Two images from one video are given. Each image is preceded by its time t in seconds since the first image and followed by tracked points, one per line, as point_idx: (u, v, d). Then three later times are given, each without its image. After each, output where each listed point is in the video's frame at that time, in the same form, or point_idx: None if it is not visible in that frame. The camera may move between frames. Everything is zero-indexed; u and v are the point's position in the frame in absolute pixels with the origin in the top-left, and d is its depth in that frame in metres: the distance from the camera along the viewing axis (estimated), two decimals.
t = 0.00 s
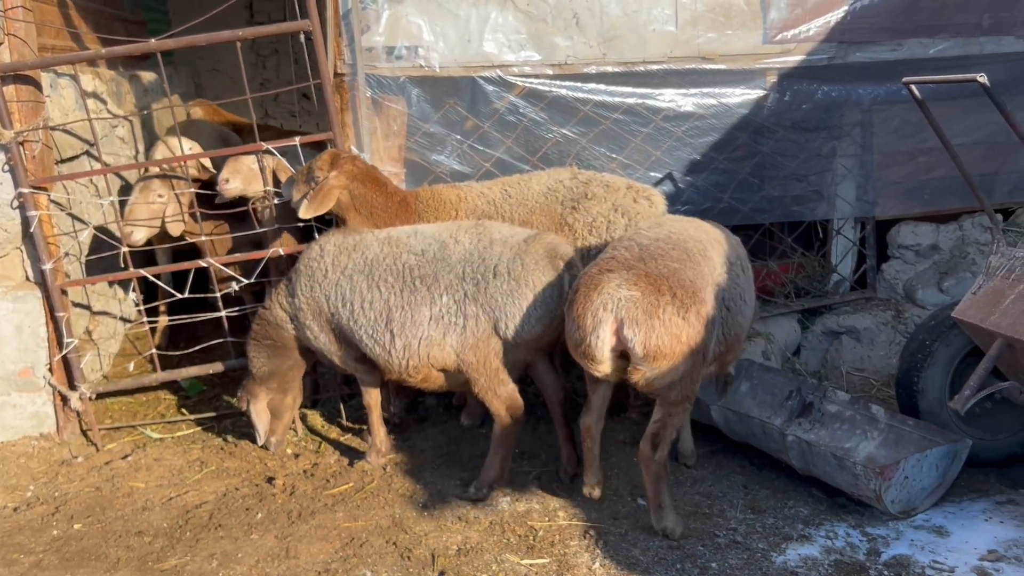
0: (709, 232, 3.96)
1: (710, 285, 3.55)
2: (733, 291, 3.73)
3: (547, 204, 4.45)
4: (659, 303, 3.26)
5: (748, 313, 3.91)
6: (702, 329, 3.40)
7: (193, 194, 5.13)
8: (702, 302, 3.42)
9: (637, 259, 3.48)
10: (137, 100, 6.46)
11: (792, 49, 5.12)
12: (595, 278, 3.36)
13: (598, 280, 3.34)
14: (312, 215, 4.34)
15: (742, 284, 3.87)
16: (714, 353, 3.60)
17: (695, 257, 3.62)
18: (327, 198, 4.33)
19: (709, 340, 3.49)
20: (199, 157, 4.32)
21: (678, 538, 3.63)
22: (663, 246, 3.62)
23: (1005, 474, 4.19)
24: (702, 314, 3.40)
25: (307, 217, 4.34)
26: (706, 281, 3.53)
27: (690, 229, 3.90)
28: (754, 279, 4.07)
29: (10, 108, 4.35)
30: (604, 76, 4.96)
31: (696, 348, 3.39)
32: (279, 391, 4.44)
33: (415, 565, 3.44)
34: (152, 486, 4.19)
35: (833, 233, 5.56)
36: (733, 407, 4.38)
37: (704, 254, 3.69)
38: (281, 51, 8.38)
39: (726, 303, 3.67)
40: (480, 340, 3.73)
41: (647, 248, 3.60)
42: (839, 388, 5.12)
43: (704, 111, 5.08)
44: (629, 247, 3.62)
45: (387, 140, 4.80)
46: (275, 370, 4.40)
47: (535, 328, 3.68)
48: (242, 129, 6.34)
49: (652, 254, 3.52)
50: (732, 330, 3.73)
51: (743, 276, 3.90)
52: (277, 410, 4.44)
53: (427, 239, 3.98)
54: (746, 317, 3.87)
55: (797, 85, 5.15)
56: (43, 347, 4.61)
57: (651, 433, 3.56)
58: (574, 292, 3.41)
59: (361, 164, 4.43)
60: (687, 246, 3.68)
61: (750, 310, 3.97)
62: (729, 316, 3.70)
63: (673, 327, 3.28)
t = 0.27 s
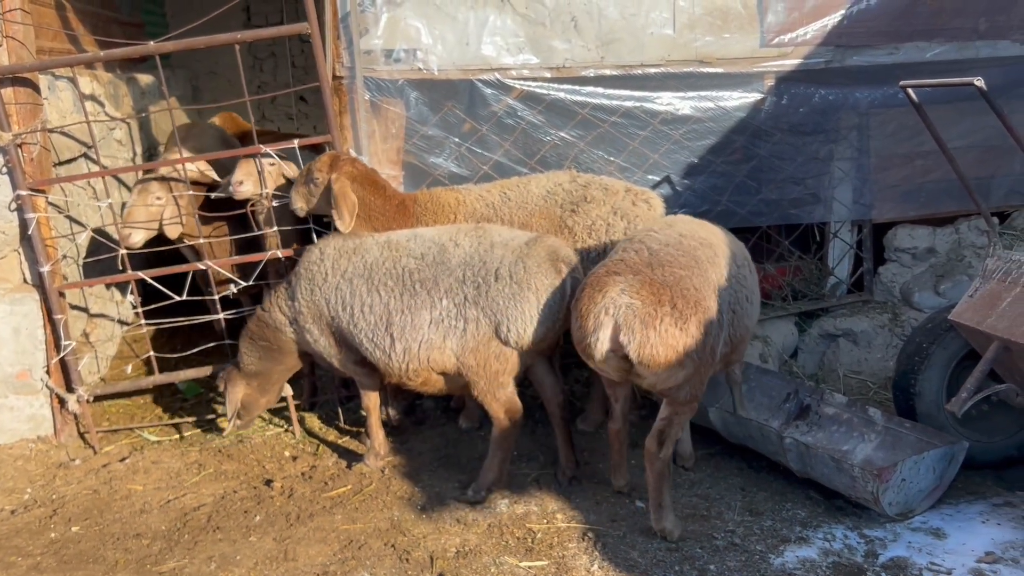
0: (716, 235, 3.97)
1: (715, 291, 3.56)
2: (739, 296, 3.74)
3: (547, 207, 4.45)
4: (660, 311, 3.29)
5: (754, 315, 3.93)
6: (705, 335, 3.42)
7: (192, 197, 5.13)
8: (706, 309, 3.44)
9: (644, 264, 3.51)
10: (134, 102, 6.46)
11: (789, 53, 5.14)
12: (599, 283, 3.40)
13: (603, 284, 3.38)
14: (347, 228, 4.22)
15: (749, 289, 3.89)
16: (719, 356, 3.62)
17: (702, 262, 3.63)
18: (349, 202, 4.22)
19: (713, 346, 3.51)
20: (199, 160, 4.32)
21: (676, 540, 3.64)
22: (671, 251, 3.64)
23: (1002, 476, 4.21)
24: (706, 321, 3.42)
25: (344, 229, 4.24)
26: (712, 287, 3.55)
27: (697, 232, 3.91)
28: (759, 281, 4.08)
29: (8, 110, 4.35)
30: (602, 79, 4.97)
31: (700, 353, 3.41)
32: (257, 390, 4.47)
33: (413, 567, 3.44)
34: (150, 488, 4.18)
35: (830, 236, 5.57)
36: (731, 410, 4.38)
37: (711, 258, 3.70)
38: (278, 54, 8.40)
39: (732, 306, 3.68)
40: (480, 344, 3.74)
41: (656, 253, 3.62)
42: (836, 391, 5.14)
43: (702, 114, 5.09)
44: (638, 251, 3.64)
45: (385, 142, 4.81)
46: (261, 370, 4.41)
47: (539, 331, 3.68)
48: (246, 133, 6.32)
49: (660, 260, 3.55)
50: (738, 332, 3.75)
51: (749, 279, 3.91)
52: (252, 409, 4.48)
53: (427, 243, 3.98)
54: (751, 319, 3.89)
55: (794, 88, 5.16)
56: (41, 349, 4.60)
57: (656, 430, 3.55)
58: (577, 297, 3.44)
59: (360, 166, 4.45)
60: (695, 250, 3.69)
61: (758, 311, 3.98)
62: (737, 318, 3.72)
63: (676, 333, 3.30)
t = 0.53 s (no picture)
0: (710, 231, 3.97)
1: (708, 286, 3.55)
2: (734, 292, 3.74)
3: (547, 209, 4.45)
4: (648, 308, 3.28)
5: (752, 313, 3.93)
6: (699, 331, 3.41)
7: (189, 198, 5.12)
8: (699, 305, 3.43)
9: (633, 264, 3.52)
10: (132, 104, 6.46)
11: (786, 55, 5.15)
12: (589, 285, 3.43)
13: (593, 286, 3.41)
14: (343, 230, 4.28)
15: (745, 285, 3.89)
16: (717, 353, 3.61)
17: (696, 259, 3.63)
18: (344, 201, 4.27)
19: (709, 342, 3.50)
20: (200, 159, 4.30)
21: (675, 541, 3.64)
22: (661, 249, 3.64)
23: (999, 478, 4.21)
24: (700, 317, 3.42)
25: (340, 231, 4.26)
26: (704, 283, 3.54)
27: (692, 229, 3.91)
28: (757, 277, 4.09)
29: (6, 111, 4.34)
30: (600, 81, 4.98)
31: (694, 349, 3.40)
32: (219, 352, 4.51)
33: (411, 570, 3.43)
34: (147, 491, 4.17)
35: (828, 238, 5.55)
36: (728, 411, 4.38)
37: (706, 255, 3.70)
38: (276, 56, 8.40)
39: (726, 300, 3.66)
40: (481, 347, 3.73)
41: (644, 253, 3.63)
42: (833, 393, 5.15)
43: (700, 116, 5.10)
44: (631, 250, 3.65)
45: (384, 144, 4.81)
46: (233, 340, 4.43)
47: (538, 334, 3.66)
48: (257, 139, 6.25)
49: (649, 259, 3.55)
50: (736, 328, 3.75)
51: (745, 276, 3.91)
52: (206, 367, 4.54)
53: (429, 246, 3.98)
54: (749, 317, 3.88)
55: (792, 90, 5.17)
56: (38, 350, 4.59)
57: (655, 428, 3.54)
58: (571, 301, 3.48)
59: (360, 167, 4.46)
60: (688, 249, 3.69)
61: (754, 307, 3.96)
62: (731, 313, 3.70)
63: (666, 329, 3.28)
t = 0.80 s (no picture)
0: (710, 231, 3.97)
1: (706, 288, 3.56)
2: (733, 294, 3.74)
3: (547, 210, 4.45)
4: (648, 308, 3.28)
5: (750, 314, 3.93)
6: (696, 333, 3.42)
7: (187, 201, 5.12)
8: (696, 306, 3.43)
9: (633, 262, 3.51)
10: (129, 105, 6.45)
11: (784, 57, 5.16)
12: (589, 281, 3.40)
13: (593, 282, 3.38)
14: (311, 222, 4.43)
15: (744, 287, 3.89)
16: (712, 353, 3.62)
17: (696, 261, 3.63)
18: (329, 204, 4.39)
19: (705, 343, 3.51)
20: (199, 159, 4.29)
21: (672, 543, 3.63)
22: (660, 249, 3.63)
23: (996, 480, 4.22)
24: (697, 318, 3.42)
25: (309, 226, 4.42)
26: (701, 285, 3.54)
27: (691, 229, 3.90)
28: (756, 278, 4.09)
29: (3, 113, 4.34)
30: (598, 82, 4.98)
31: (690, 350, 3.41)
32: (202, 326, 4.49)
33: (409, 571, 3.43)
34: (144, 493, 4.17)
35: (825, 240, 5.58)
36: (726, 412, 4.38)
37: (705, 257, 3.70)
38: (273, 58, 8.40)
39: (724, 302, 3.67)
40: (481, 349, 3.73)
41: (645, 251, 3.62)
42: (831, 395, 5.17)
43: (697, 118, 5.10)
44: (630, 250, 3.64)
45: (382, 146, 4.82)
46: (219, 321, 4.41)
47: (537, 336, 3.66)
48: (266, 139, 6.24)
49: (648, 257, 3.54)
50: (733, 329, 3.76)
51: (743, 276, 3.92)
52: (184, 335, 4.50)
53: (429, 249, 3.98)
54: (747, 317, 3.89)
55: (790, 92, 5.18)
56: (35, 352, 4.58)
57: (652, 429, 3.54)
58: (570, 296, 3.45)
59: (360, 169, 4.47)
60: (688, 249, 3.69)
61: (751, 308, 3.96)
62: (728, 314, 3.71)
63: (662, 330, 3.28)
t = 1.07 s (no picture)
0: (714, 232, 3.97)
1: (709, 288, 3.57)
2: (736, 294, 3.75)
3: (548, 212, 4.46)
4: (652, 308, 3.29)
5: (753, 315, 3.94)
6: (699, 333, 3.43)
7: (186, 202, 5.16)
8: (699, 307, 3.44)
9: (637, 262, 3.51)
10: (127, 107, 6.45)
11: (782, 60, 5.16)
12: (593, 281, 3.41)
13: (597, 282, 3.39)
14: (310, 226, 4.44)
15: (748, 288, 3.89)
16: (715, 354, 3.63)
17: (699, 261, 3.64)
18: (325, 207, 4.41)
19: (708, 343, 3.52)
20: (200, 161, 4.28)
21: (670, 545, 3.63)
22: (664, 250, 3.63)
23: (993, 482, 4.23)
24: (699, 319, 3.44)
25: (306, 230, 4.43)
26: (704, 286, 3.55)
27: (693, 230, 3.90)
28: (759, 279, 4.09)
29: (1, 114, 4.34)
30: (595, 85, 4.99)
31: (692, 351, 3.42)
32: (205, 326, 4.47)
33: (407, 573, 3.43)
34: (143, 495, 4.16)
35: (823, 242, 5.58)
36: (724, 414, 4.38)
37: (708, 257, 3.70)
38: (271, 59, 8.40)
39: (727, 303, 3.68)
40: (484, 352, 3.73)
41: (648, 252, 3.62)
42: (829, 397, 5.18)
43: (695, 120, 5.11)
44: (633, 251, 3.64)
45: (380, 148, 4.83)
46: (222, 321, 4.40)
47: (542, 338, 3.66)
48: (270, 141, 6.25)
49: (652, 258, 3.55)
50: (737, 330, 3.76)
51: (747, 277, 3.92)
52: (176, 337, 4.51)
53: (430, 252, 3.98)
54: (751, 317, 3.89)
55: (787, 94, 5.19)
56: (32, 354, 4.58)
57: (653, 430, 3.54)
58: (574, 296, 3.47)
59: (357, 171, 4.48)
60: (690, 249, 3.69)
61: (754, 309, 3.98)
62: (732, 316, 3.71)
63: (666, 330, 3.29)
